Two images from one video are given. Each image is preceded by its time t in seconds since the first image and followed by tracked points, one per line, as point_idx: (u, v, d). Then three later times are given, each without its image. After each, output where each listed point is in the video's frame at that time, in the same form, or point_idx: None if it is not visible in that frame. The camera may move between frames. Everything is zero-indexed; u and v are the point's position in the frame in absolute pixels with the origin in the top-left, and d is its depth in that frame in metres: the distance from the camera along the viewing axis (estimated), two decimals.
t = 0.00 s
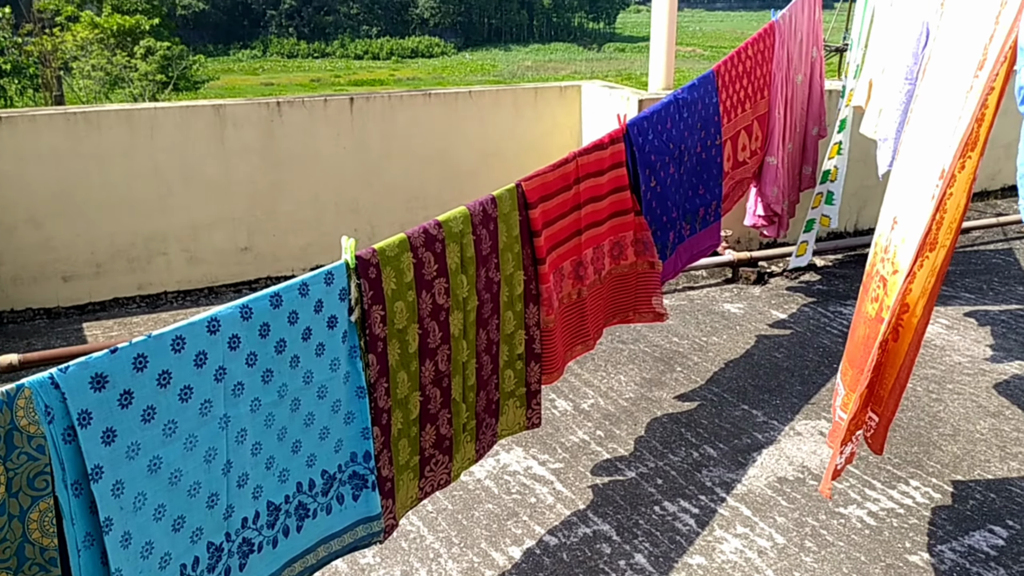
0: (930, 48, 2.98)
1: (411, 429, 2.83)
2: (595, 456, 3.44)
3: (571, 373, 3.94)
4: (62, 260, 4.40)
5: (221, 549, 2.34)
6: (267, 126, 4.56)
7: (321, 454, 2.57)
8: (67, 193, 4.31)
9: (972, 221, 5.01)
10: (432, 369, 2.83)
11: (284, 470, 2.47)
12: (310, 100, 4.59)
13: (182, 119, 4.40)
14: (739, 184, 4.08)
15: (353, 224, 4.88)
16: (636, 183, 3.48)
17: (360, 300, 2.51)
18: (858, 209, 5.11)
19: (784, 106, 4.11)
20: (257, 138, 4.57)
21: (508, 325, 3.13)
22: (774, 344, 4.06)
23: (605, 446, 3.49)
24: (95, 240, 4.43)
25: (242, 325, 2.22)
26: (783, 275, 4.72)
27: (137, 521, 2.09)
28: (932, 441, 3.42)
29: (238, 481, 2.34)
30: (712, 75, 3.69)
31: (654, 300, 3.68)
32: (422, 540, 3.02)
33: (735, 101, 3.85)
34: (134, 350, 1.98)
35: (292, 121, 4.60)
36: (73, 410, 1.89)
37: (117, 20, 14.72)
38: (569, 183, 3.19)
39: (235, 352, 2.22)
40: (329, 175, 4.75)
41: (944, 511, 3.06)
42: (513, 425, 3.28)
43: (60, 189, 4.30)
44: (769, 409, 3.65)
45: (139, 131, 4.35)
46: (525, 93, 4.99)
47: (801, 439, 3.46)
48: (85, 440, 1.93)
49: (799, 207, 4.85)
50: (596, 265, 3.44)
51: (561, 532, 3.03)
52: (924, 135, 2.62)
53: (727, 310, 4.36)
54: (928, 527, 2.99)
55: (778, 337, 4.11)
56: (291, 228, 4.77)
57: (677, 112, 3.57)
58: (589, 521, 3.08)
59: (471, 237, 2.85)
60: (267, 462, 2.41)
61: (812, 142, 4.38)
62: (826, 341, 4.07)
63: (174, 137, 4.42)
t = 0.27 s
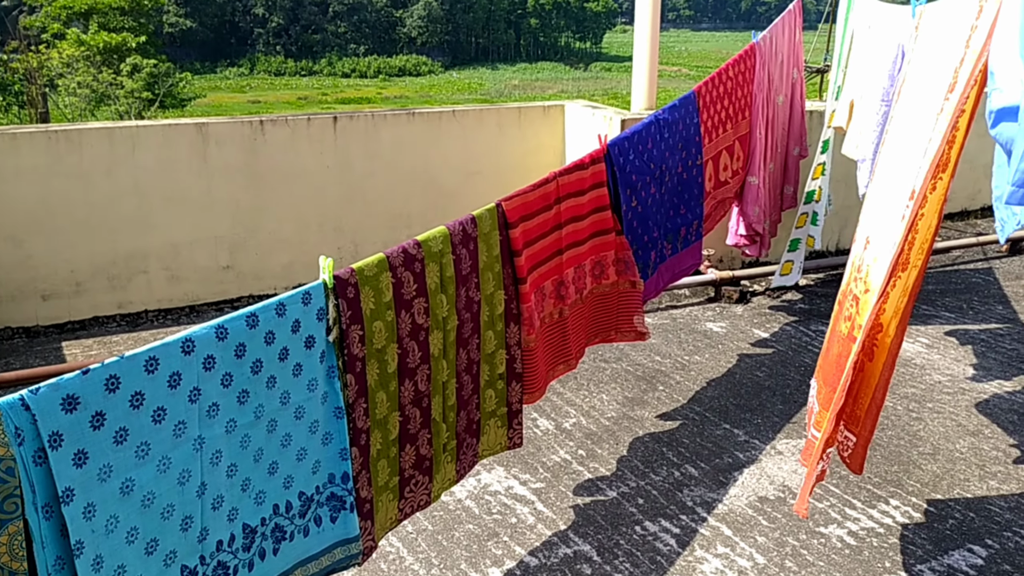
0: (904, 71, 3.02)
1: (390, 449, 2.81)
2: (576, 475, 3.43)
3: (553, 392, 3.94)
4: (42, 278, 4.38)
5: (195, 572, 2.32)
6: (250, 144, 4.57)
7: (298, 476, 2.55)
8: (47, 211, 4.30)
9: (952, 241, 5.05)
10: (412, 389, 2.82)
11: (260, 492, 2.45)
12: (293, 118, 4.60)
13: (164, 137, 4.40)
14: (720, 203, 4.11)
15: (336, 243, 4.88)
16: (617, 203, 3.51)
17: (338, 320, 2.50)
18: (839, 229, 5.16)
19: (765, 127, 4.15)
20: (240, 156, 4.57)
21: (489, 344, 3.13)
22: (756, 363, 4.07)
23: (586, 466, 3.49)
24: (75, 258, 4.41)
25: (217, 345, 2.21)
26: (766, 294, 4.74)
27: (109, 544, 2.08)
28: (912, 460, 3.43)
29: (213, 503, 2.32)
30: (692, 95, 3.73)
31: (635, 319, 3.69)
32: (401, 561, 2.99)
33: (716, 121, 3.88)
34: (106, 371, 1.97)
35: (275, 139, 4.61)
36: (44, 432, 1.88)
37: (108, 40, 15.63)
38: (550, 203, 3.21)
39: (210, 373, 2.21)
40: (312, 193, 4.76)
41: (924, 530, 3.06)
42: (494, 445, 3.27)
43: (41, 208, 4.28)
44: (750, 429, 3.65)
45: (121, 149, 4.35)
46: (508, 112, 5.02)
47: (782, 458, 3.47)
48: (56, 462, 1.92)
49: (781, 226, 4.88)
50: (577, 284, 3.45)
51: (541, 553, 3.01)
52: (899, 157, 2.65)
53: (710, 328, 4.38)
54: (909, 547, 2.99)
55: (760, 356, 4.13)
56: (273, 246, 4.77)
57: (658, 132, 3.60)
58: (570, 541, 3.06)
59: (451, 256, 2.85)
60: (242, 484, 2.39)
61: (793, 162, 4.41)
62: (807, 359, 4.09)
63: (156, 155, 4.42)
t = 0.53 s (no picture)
0: (884, 85, 3.04)
1: (374, 462, 2.79)
2: (560, 487, 3.42)
3: (538, 404, 3.95)
4: (24, 290, 4.35)
5: None
6: (234, 156, 4.56)
7: (279, 488, 2.54)
8: (29, 223, 4.28)
9: (935, 253, 5.09)
10: (395, 401, 2.81)
11: (241, 505, 2.43)
12: (278, 130, 4.60)
13: (148, 148, 4.39)
14: (704, 215, 4.13)
15: (321, 254, 4.88)
16: (602, 215, 3.52)
17: (320, 332, 2.49)
18: (824, 240, 5.19)
19: (749, 139, 4.17)
20: (224, 168, 4.56)
21: (473, 356, 3.13)
22: (740, 374, 4.08)
23: (571, 478, 3.48)
24: (57, 270, 4.39)
25: (196, 357, 2.20)
26: (750, 305, 4.76)
27: (86, 558, 2.06)
28: (895, 471, 3.45)
29: (193, 517, 2.30)
30: (676, 108, 3.75)
31: (620, 331, 3.69)
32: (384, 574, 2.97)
33: (700, 133, 3.90)
34: (84, 383, 1.96)
35: (260, 150, 4.60)
36: (19, 445, 1.87)
37: (95, 51, 15.80)
38: (534, 214, 3.22)
39: (189, 385, 2.20)
40: (297, 205, 4.75)
41: (906, 542, 3.07)
42: (478, 457, 3.26)
43: (22, 219, 4.26)
44: (734, 440, 3.66)
45: (104, 160, 4.33)
46: (494, 124, 5.04)
47: (766, 470, 3.47)
48: (31, 476, 1.90)
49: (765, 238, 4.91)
50: (561, 296, 3.46)
51: (525, 565, 3.00)
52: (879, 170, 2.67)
53: (695, 340, 4.39)
54: (891, 558, 2.99)
55: (744, 368, 4.14)
56: (258, 258, 4.76)
57: (642, 144, 3.62)
58: (554, 553, 3.05)
59: (434, 268, 2.85)
60: (222, 497, 2.37)
61: (777, 175, 4.44)
62: (791, 371, 4.10)
63: (140, 166, 4.41)
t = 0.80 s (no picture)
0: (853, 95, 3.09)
1: (348, 472, 2.76)
2: (535, 496, 3.42)
3: (513, 413, 3.94)
4: None
5: None
6: (206, 164, 4.52)
7: (251, 500, 2.50)
8: None
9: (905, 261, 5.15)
10: (369, 411, 2.78)
11: (212, 517, 2.40)
12: (251, 138, 4.56)
13: (118, 156, 4.33)
14: (678, 224, 4.15)
15: (294, 263, 4.84)
16: (576, 223, 3.53)
17: (292, 341, 2.46)
18: (796, 249, 5.25)
19: (721, 149, 4.20)
20: (196, 176, 4.52)
21: (448, 364, 3.11)
22: (714, 382, 4.10)
23: (545, 486, 3.48)
24: (24, 280, 4.31)
25: (165, 367, 2.16)
26: (724, 313, 4.79)
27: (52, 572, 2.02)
28: (866, 477, 3.48)
29: (162, 529, 2.26)
30: (649, 117, 3.77)
31: (595, 339, 3.70)
32: None
33: (673, 142, 3.93)
34: (49, 394, 1.93)
35: (232, 158, 4.56)
36: None
37: (65, 59, 15.56)
38: (508, 223, 3.22)
39: (158, 395, 2.16)
40: (269, 214, 4.71)
41: (878, 547, 3.09)
42: (454, 466, 3.24)
43: None
44: (708, 448, 3.68)
45: (73, 167, 4.27)
46: (468, 133, 5.04)
47: (739, 477, 3.49)
48: None
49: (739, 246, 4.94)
50: (536, 304, 3.46)
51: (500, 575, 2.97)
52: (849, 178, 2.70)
53: (669, 348, 4.41)
54: (863, 563, 3.01)
55: (718, 375, 4.16)
56: (229, 267, 4.71)
57: (616, 153, 3.63)
58: (529, 563, 3.03)
59: (408, 276, 2.83)
60: (193, 509, 2.33)
61: (750, 183, 4.48)
62: (765, 378, 4.13)
63: (109, 174, 4.35)
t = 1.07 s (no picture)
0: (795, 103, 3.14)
1: (297, 486, 2.70)
2: (488, 505, 3.40)
3: (465, 421, 3.93)
4: None
5: None
6: (148, 173, 4.42)
7: (197, 517, 2.43)
8: None
9: (848, 264, 5.27)
10: (318, 423, 2.73)
11: (156, 536, 2.33)
12: (194, 146, 4.47)
13: (55, 165, 4.20)
14: (627, 230, 4.18)
15: (240, 274, 4.76)
16: (525, 230, 3.53)
17: (237, 354, 2.41)
18: (743, 253, 5.33)
19: (669, 156, 4.25)
20: (137, 186, 4.41)
21: (398, 375, 3.08)
22: (664, 387, 4.14)
23: (498, 495, 3.46)
24: None
25: (104, 384, 2.10)
26: (673, 318, 4.84)
27: None
28: (813, 478, 3.54)
29: (103, 550, 2.20)
30: (597, 125, 3.80)
31: (546, 346, 3.69)
32: None
33: (621, 150, 3.96)
34: None
35: (175, 167, 4.47)
36: None
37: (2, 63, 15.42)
38: (457, 231, 3.21)
39: (96, 412, 2.10)
40: (214, 224, 4.62)
41: (825, 547, 3.15)
42: (406, 477, 3.20)
43: None
44: (659, 452, 3.71)
45: (7, 177, 4.13)
46: (417, 141, 5.01)
47: (689, 481, 3.53)
48: None
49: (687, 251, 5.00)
50: (487, 312, 3.44)
51: None
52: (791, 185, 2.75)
53: (619, 354, 4.44)
54: (811, 563, 3.07)
55: (668, 380, 4.20)
56: (173, 278, 4.61)
57: (564, 161, 3.65)
58: (482, 573, 3.01)
59: (357, 286, 2.80)
60: (135, 529, 2.27)
61: (697, 190, 4.54)
62: (713, 382, 4.18)
63: (46, 185, 4.22)
